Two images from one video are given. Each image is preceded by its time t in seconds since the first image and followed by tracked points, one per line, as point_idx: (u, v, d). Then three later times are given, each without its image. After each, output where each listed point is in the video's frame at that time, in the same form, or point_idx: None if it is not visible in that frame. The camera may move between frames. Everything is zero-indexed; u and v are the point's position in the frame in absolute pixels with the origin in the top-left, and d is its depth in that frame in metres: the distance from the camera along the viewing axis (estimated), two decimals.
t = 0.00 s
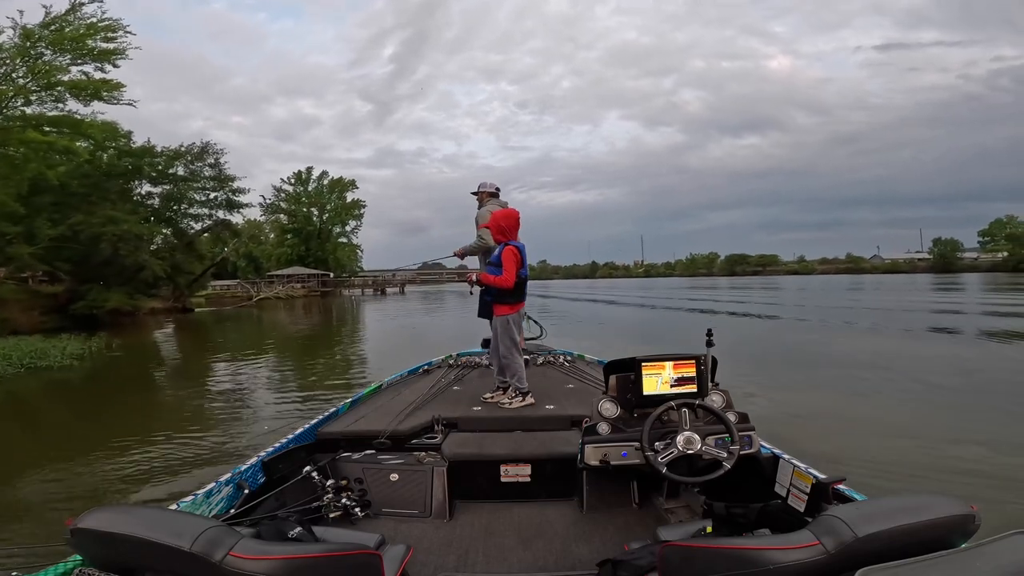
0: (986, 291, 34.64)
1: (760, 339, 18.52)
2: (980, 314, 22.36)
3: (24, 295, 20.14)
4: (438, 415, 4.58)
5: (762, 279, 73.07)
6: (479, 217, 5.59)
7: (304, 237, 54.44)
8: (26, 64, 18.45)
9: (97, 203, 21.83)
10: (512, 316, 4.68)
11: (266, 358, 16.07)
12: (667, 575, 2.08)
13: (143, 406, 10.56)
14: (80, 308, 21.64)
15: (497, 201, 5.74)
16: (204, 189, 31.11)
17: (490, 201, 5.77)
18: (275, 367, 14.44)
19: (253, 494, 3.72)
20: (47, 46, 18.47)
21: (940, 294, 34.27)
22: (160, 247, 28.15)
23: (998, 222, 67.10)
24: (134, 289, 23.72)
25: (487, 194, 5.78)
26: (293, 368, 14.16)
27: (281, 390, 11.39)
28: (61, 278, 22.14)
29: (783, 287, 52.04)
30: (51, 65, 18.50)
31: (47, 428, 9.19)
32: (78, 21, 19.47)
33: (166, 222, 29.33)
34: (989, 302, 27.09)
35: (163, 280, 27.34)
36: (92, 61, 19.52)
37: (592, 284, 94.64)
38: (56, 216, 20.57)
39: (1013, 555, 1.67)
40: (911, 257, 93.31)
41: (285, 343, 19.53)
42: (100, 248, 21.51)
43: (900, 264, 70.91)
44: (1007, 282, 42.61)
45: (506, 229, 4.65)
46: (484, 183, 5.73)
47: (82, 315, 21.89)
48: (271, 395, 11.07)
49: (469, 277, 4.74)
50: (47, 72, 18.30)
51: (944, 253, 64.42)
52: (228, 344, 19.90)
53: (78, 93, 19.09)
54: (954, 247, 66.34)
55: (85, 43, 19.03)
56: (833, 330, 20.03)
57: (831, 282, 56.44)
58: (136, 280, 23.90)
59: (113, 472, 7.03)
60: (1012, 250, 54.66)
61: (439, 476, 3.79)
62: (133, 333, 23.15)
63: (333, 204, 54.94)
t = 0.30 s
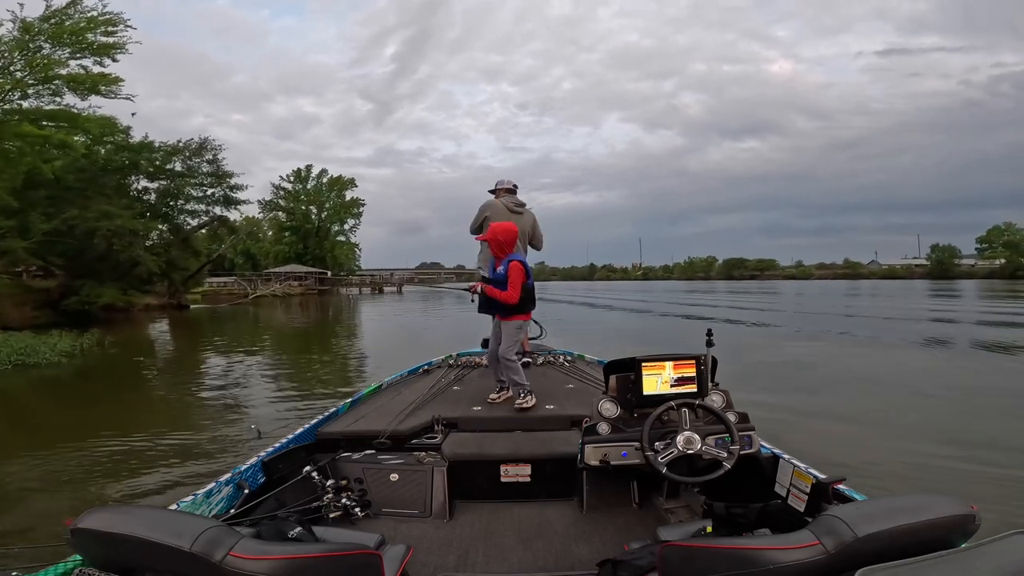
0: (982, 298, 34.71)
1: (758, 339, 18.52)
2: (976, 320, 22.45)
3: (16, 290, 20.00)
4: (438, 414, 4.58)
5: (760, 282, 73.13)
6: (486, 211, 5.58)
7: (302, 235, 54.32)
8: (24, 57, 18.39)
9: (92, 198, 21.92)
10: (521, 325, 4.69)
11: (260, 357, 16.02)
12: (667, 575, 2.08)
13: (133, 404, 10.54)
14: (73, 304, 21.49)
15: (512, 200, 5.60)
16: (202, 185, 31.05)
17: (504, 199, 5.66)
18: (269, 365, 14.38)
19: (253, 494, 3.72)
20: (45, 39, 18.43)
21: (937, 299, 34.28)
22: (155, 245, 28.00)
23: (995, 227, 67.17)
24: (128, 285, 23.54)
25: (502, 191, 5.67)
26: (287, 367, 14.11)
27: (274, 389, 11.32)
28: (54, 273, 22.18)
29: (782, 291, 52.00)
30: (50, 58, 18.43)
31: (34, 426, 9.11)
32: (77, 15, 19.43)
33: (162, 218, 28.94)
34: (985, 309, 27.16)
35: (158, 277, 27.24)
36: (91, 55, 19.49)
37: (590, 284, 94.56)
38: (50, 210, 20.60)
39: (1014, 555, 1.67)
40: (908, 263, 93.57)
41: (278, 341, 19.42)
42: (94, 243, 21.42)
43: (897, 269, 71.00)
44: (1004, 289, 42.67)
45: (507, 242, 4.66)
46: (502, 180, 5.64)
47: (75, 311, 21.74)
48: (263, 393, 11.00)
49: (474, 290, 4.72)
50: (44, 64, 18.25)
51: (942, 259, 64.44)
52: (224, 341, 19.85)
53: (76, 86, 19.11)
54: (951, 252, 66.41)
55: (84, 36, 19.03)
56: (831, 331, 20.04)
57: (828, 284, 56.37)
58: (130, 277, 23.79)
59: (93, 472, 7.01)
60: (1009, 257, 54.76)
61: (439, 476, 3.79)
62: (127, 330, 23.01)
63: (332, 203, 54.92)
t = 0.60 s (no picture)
0: (981, 299, 34.70)
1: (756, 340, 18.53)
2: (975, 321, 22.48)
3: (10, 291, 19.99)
4: (438, 415, 4.58)
5: (759, 283, 73.04)
6: (494, 212, 5.58)
7: (300, 236, 54.29)
8: (18, 56, 18.38)
9: (88, 198, 21.84)
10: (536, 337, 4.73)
11: (256, 358, 16.01)
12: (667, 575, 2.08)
13: (128, 406, 10.52)
14: (68, 305, 21.48)
15: (518, 201, 5.61)
16: (199, 185, 31.10)
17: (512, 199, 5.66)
18: (265, 367, 14.37)
19: (252, 494, 3.72)
20: (40, 37, 18.40)
21: (937, 299, 34.23)
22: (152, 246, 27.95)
23: (994, 227, 67.20)
24: (124, 286, 23.56)
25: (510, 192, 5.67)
26: (284, 368, 14.10)
27: (270, 391, 11.33)
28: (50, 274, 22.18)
29: (781, 292, 51.98)
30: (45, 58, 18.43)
31: (26, 428, 9.08)
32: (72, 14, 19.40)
33: (159, 220, 28.88)
34: (984, 309, 27.15)
35: (154, 278, 27.22)
36: (86, 54, 19.46)
37: (589, 284, 94.53)
38: (45, 210, 20.43)
39: (1014, 555, 1.67)
40: (908, 263, 93.49)
41: (274, 343, 19.42)
42: (89, 244, 21.35)
43: (896, 271, 70.96)
44: (1003, 290, 42.59)
45: (510, 267, 4.56)
46: (510, 183, 5.66)
47: (70, 312, 21.72)
48: (259, 395, 11.00)
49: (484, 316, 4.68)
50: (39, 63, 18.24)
51: (941, 260, 64.28)
52: (222, 343, 19.81)
53: (71, 85, 19.04)
54: (950, 253, 66.43)
55: (80, 36, 19.01)
56: (830, 331, 20.05)
57: (827, 284, 56.33)
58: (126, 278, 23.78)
59: (84, 474, 6.99)
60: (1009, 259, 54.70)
61: (439, 476, 3.79)
62: (123, 331, 23.00)
63: (330, 204, 54.98)
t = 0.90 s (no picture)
0: (981, 291, 34.67)
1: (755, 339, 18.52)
2: (974, 313, 22.48)
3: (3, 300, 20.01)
4: (438, 414, 4.58)
5: (758, 277, 72.97)
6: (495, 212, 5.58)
7: (297, 239, 54.20)
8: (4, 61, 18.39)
9: (80, 205, 21.77)
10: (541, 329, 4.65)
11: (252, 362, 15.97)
12: (667, 575, 2.08)
13: (125, 411, 10.56)
14: (63, 314, 21.48)
15: (519, 201, 5.59)
16: (192, 190, 31.05)
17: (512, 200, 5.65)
18: (261, 372, 14.33)
19: (252, 494, 3.72)
20: (25, 42, 18.44)
21: (936, 292, 34.16)
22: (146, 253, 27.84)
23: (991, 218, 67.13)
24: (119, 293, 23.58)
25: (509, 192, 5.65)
26: (281, 373, 14.08)
27: (265, 396, 11.31)
28: (43, 282, 22.09)
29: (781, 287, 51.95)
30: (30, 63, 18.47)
31: (19, 436, 9.06)
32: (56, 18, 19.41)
33: (154, 225, 28.67)
34: (983, 301, 27.12)
35: (150, 283, 27.19)
36: (72, 58, 19.49)
37: (588, 284, 94.54)
38: (36, 217, 20.26)
39: (1014, 555, 1.67)
40: (906, 255, 93.55)
41: (269, 348, 19.41)
42: (83, 252, 21.27)
43: (895, 263, 70.93)
44: (1002, 280, 42.51)
45: (514, 250, 4.58)
46: (510, 182, 5.65)
47: (64, 321, 21.70)
48: (255, 400, 10.99)
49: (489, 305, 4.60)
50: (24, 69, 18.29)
51: (939, 251, 64.16)
52: (219, 348, 19.77)
53: (57, 90, 19.02)
54: (949, 248, 66.50)
55: (66, 41, 19.05)
56: (827, 329, 20.07)
57: (826, 279, 56.27)
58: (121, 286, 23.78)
59: (71, 477, 7.01)
60: (1008, 249, 54.66)
61: (438, 477, 3.80)
62: (119, 338, 22.99)
63: (327, 207, 55.09)
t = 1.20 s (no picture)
0: (979, 279, 34.61)
1: (752, 340, 18.51)
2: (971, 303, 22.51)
3: None
4: (438, 414, 4.58)
5: (756, 271, 72.94)
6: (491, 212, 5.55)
7: (294, 243, 54.18)
8: None
9: (71, 212, 21.73)
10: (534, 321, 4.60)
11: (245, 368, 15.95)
12: None
13: (121, 416, 10.56)
14: (56, 323, 21.48)
15: (516, 201, 5.57)
16: (183, 197, 30.92)
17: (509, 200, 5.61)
18: (255, 376, 14.31)
19: (253, 494, 3.72)
20: (7, 48, 18.44)
21: (933, 284, 34.13)
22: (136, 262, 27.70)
23: (986, 207, 67.02)
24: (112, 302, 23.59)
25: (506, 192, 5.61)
26: (275, 378, 14.06)
27: (260, 401, 11.28)
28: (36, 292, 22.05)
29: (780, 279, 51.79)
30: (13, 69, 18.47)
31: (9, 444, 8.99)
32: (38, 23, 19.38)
33: (146, 232, 28.29)
34: (983, 290, 27.05)
35: (145, 289, 27.15)
36: (55, 63, 19.48)
37: (588, 279, 94.50)
38: (28, 226, 19.99)
39: (1014, 555, 1.67)
40: (906, 248, 93.31)
41: (263, 353, 19.38)
42: (74, 259, 21.27)
43: (893, 253, 70.94)
44: (999, 269, 42.48)
45: (506, 236, 4.61)
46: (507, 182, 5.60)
47: (58, 330, 21.68)
48: (249, 405, 10.96)
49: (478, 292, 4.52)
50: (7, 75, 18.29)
51: (936, 241, 64.03)
52: (213, 354, 19.74)
53: (41, 96, 19.00)
54: (944, 237, 66.59)
55: (49, 46, 19.04)
56: (825, 328, 20.05)
57: (825, 273, 56.15)
58: (114, 294, 23.79)
59: (61, 480, 7.02)
60: (1005, 238, 54.56)
61: (439, 476, 3.80)
62: (114, 346, 22.98)
63: (322, 209, 55.29)
